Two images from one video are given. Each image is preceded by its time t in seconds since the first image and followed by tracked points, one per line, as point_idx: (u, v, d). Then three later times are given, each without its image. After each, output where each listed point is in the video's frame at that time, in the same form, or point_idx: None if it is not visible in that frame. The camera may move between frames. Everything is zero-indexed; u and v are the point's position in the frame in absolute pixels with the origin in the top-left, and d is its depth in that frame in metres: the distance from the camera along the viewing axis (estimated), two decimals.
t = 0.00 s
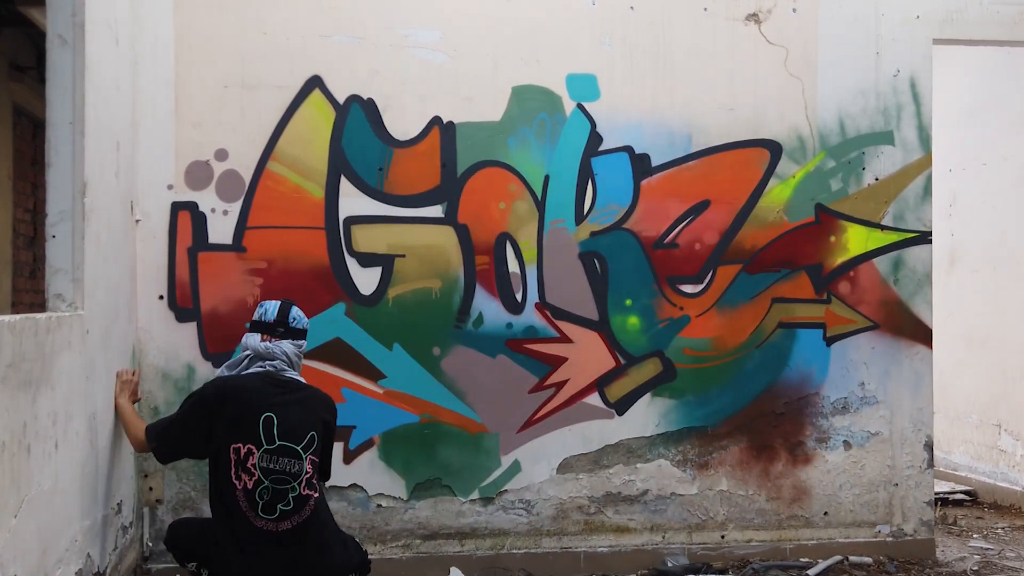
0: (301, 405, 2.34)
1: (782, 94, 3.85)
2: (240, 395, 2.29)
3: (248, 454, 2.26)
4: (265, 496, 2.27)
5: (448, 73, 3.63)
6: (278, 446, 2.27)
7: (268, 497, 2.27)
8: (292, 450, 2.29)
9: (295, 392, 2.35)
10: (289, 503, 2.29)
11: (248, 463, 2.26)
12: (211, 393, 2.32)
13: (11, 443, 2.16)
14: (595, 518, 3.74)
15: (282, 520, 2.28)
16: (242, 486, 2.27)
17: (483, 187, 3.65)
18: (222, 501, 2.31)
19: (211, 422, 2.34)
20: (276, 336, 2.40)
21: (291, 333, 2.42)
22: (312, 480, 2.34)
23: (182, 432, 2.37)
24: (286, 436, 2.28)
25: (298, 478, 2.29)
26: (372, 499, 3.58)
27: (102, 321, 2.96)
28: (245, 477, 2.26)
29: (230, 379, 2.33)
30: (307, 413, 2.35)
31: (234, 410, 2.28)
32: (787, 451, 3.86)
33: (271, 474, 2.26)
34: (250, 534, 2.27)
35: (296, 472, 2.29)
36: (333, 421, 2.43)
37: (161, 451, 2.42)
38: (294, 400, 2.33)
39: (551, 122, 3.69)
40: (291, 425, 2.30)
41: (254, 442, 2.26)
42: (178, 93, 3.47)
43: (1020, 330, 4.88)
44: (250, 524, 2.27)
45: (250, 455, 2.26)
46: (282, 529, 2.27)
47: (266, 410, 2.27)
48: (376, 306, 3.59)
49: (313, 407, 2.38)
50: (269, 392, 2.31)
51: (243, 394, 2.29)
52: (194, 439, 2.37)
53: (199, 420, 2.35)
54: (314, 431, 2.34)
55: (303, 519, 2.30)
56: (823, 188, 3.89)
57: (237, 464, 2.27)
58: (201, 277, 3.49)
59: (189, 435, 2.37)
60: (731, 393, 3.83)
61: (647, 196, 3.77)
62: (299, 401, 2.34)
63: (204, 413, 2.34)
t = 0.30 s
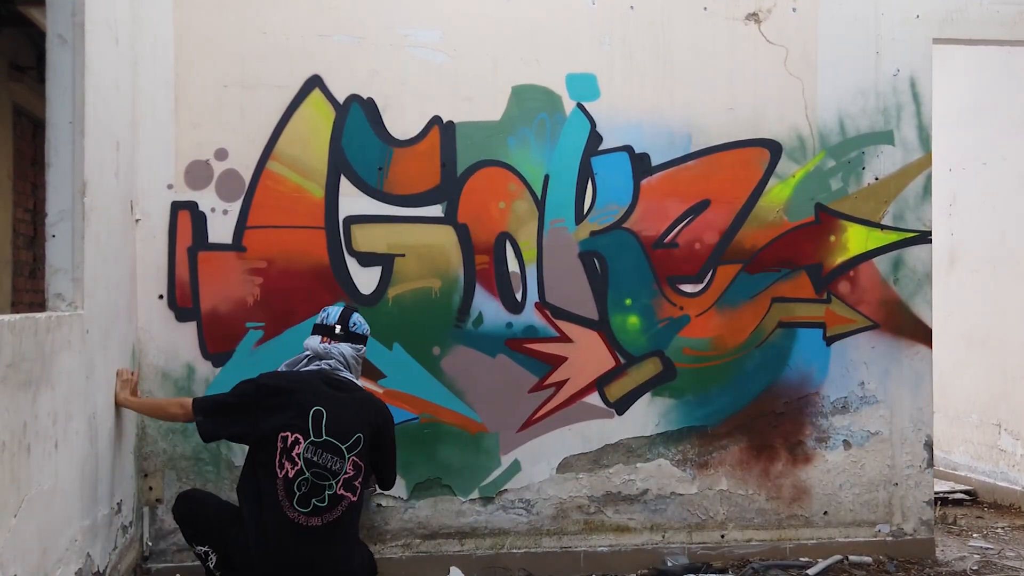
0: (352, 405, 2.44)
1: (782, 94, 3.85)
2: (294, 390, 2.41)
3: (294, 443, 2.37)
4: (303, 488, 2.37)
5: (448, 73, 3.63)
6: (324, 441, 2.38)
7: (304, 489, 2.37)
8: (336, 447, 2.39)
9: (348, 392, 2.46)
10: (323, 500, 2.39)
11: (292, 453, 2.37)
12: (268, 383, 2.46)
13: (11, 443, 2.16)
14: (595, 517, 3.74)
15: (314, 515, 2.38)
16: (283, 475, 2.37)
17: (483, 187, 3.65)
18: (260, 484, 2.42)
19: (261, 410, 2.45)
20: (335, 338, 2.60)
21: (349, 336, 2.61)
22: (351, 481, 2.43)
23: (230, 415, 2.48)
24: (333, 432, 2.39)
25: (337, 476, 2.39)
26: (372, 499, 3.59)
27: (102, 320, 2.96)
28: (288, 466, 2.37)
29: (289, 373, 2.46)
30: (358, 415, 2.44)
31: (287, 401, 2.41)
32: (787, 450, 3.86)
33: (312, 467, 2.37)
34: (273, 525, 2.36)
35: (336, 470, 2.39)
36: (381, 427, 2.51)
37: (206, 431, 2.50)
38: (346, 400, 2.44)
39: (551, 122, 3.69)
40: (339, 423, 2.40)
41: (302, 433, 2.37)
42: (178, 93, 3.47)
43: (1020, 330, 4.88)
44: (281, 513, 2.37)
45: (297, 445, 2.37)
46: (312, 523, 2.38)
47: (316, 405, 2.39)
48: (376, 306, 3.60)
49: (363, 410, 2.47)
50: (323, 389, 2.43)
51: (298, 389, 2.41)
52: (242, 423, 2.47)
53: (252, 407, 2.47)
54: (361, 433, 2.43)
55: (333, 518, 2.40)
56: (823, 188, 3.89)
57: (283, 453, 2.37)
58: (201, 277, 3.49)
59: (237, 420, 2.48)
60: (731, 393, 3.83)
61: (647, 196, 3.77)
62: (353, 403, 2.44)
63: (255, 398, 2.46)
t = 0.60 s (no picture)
0: (308, 405, 2.38)
1: (782, 93, 3.85)
2: (247, 396, 2.35)
3: (254, 452, 2.30)
4: (269, 495, 2.30)
5: (448, 73, 3.63)
6: (284, 446, 2.31)
7: (271, 496, 2.30)
8: (297, 449, 2.32)
9: (303, 391, 2.40)
10: (292, 503, 2.31)
11: (253, 461, 2.30)
12: (217, 392, 2.38)
13: (11, 443, 2.16)
14: (595, 517, 3.74)
15: (285, 520, 2.31)
16: (248, 484, 2.31)
17: (483, 187, 3.65)
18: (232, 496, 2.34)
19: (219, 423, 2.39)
20: (289, 338, 2.51)
21: (303, 335, 2.52)
22: (317, 480, 2.36)
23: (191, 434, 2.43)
24: (292, 434, 2.32)
25: (302, 478, 2.32)
26: (372, 499, 3.58)
27: (102, 320, 2.96)
28: (250, 476, 2.30)
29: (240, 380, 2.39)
30: (316, 414, 2.38)
31: (241, 410, 2.34)
32: (787, 450, 3.86)
33: (275, 473, 2.29)
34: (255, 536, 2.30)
35: (300, 472, 2.32)
36: (338, 425, 2.45)
37: (171, 450, 2.47)
38: (302, 400, 2.38)
39: (551, 122, 3.69)
40: (297, 424, 2.33)
41: (260, 440, 2.30)
42: (178, 93, 3.47)
43: (1020, 330, 4.88)
44: (253, 523, 2.30)
45: (256, 453, 2.30)
46: (286, 528, 2.31)
47: (272, 409, 2.32)
48: (376, 306, 3.60)
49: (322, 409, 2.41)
50: (278, 391, 2.36)
51: (252, 394, 2.35)
52: (203, 439, 2.43)
53: (207, 420, 2.41)
54: (320, 432, 2.37)
55: (305, 520, 2.33)
56: (823, 188, 3.89)
57: (244, 462, 2.31)
58: (201, 277, 3.49)
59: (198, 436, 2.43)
60: (731, 393, 3.83)
61: (647, 196, 3.77)
62: (308, 402, 2.38)
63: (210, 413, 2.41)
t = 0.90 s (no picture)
0: (377, 398, 2.52)
1: (782, 93, 3.85)
2: (336, 390, 2.45)
3: (327, 441, 2.44)
4: (339, 483, 2.46)
5: (448, 73, 3.63)
6: (355, 437, 2.46)
7: (341, 484, 2.46)
8: (370, 441, 2.49)
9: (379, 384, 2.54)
10: (359, 492, 2.49)
11: (325, 450, 2.44)
12: (298, 382, 2.44)
13: (11, 443, 2.16)
14: (595, 517, 3.74)
15: (351, 507, 2.48)
16: (319, 471, 2.45)
17: (483, 186, 3.65)
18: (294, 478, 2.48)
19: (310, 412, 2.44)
20: (365, 326, 2.64)
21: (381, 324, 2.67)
22: (382, 471, 2.54)
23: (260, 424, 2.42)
24: (363, 427, 2.47)
25: (371, 470, 2.50)
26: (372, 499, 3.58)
27: (102, 320, 2.96)
28: (322, 463, 2.44)
29: (314, 370, 2.48)
30: (386, 409, 2.53)
31: (318, 400, 2.44)
32: (787, 450, 3.86)
33: (347, 463, 2.45)
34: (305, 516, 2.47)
35: (370, 463, 2.49)
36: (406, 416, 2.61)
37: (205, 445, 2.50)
38: (376, 393, 2.52)
39: (551, 122, 3.69)
40: (370, 416, 2.49)
41: (335, 431, 2.44)
42: (177, 93, 3.47)
43: (1020, 330, 4.88)
44: (320, 508, 2.46)
45: (330, 442, 2.44)
46: (349, 515, 2.48)
47: (345, 401, 2.45)
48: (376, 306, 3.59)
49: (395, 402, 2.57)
50: (351, 383, 2.48)
51: (327, 385, 2.45)
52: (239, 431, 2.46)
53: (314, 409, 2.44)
54: (390, 425, 2.54)
55: (366, 510, 2.51)
56: (823, 188, 3.89)
57: (316, 451, 2.44)
58: (201, 276, 3.48)
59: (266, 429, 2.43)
60: (731, 392, 3.83)
61: (647, 195, 3.77)
62: (378, 395, 2.52)
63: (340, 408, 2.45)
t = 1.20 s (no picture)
0: (386, 403, 2.58)
1: (782, 93, 3.85)
2: (338, 388, 2.54)
3: (329, 442, 2.52)
4: (336, 486, 2.53)
5: (448, 73, 3.63)
6: (353, 441, 2.52)
7: (338, 488, 2.52)
8: (369, 447, 2.54)
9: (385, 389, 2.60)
10: (356, 497, 2.54)
11: (325, 451, 2.52)
12: (307, 383, 2.57)
13: (11, 443, 2.16)
14: (595, 517, 3.74)
15: (348, 511, 2.53)
16: (320, 472, 2.52)
17: (483, 186, 3.65)
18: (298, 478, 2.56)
19: (315, 411, 2.54)
20: (377, 330, 2.70)
21: (390, 331, 2.71)
22: (384, 478, 2.58)
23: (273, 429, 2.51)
24: (366, 432, 2.54)
25: (369, 475, 2.55)
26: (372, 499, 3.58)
27: (102, 320, 2.96)
28: (322, 465, 2.52)
29: (321, 372, 2.59)
30: (387, 415, 2.57)
31: (322, 400, 2.54)
32: (787, 450, 3.86)
33: (345, 466, 2.52)
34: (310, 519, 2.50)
35: (369, 468, 2.55)
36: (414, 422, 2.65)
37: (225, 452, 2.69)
38: (382, 400, 2.58)
39: (551, 122, 3.69)
40: (371, 420, 2.55)
41: (337, 433, 2.52)
42: (177, 93, 3.47)
43: (1020, 330, 4.88)
44: (318, 511, 2.52)
45: (330, 444, 2.52)
46: (346, 520, 2.53)
47: (351, 404, 2.53)
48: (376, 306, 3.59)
49: (406, 409, 2.63)
50: (359, 387, 2.55)
51: (334, 386, 2.54)
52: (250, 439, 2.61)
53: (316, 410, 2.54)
54: (393, 433, 2.57)
55: (363, 515, 2.56)
56: (823, 188, 3.89)
57: (319, 451, 2.52)
58: (201, 276, 3.48)
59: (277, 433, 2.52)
60: (731, 393, 3.83)
61: (647, 195, 3.77)
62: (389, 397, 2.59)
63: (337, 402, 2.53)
